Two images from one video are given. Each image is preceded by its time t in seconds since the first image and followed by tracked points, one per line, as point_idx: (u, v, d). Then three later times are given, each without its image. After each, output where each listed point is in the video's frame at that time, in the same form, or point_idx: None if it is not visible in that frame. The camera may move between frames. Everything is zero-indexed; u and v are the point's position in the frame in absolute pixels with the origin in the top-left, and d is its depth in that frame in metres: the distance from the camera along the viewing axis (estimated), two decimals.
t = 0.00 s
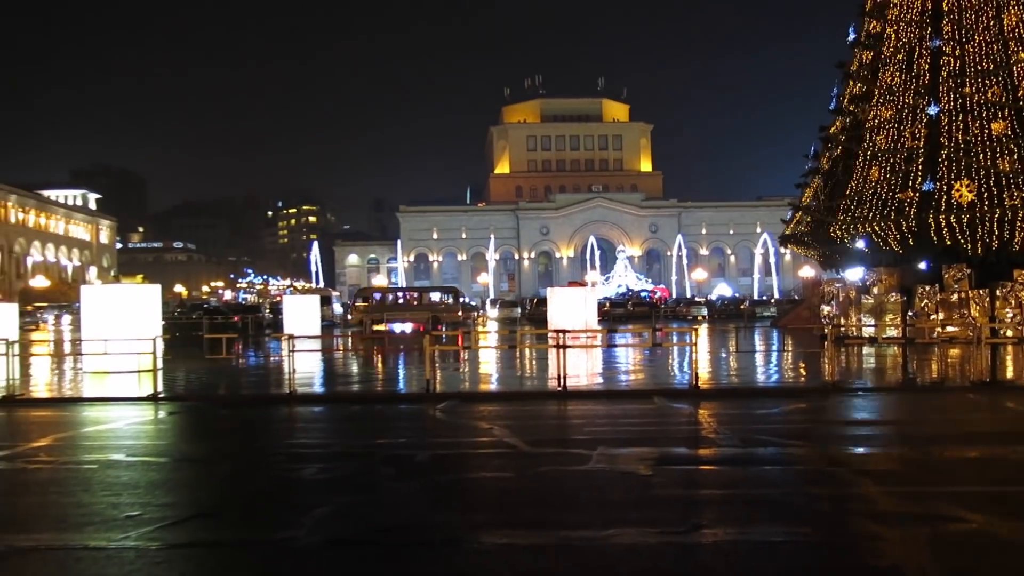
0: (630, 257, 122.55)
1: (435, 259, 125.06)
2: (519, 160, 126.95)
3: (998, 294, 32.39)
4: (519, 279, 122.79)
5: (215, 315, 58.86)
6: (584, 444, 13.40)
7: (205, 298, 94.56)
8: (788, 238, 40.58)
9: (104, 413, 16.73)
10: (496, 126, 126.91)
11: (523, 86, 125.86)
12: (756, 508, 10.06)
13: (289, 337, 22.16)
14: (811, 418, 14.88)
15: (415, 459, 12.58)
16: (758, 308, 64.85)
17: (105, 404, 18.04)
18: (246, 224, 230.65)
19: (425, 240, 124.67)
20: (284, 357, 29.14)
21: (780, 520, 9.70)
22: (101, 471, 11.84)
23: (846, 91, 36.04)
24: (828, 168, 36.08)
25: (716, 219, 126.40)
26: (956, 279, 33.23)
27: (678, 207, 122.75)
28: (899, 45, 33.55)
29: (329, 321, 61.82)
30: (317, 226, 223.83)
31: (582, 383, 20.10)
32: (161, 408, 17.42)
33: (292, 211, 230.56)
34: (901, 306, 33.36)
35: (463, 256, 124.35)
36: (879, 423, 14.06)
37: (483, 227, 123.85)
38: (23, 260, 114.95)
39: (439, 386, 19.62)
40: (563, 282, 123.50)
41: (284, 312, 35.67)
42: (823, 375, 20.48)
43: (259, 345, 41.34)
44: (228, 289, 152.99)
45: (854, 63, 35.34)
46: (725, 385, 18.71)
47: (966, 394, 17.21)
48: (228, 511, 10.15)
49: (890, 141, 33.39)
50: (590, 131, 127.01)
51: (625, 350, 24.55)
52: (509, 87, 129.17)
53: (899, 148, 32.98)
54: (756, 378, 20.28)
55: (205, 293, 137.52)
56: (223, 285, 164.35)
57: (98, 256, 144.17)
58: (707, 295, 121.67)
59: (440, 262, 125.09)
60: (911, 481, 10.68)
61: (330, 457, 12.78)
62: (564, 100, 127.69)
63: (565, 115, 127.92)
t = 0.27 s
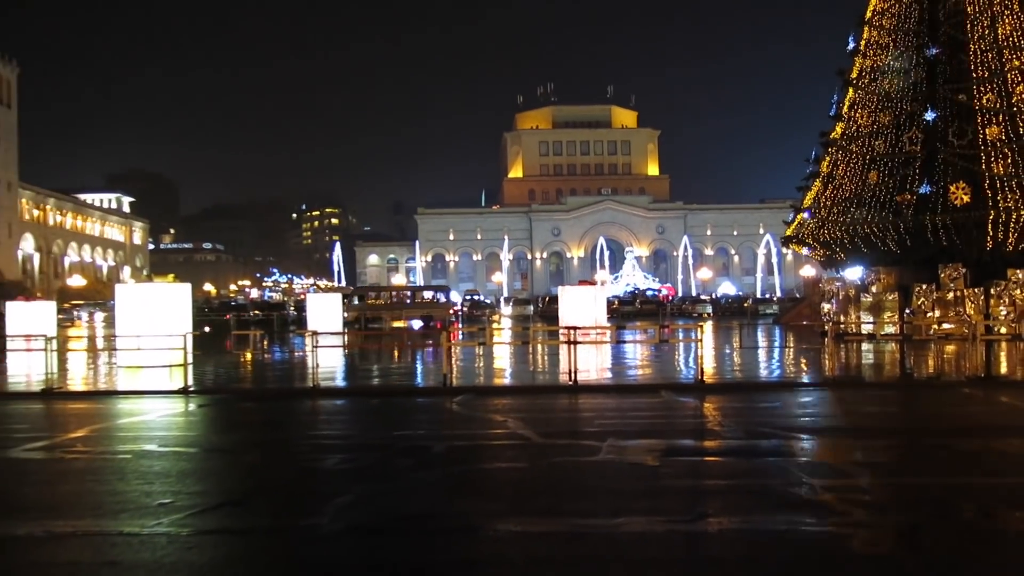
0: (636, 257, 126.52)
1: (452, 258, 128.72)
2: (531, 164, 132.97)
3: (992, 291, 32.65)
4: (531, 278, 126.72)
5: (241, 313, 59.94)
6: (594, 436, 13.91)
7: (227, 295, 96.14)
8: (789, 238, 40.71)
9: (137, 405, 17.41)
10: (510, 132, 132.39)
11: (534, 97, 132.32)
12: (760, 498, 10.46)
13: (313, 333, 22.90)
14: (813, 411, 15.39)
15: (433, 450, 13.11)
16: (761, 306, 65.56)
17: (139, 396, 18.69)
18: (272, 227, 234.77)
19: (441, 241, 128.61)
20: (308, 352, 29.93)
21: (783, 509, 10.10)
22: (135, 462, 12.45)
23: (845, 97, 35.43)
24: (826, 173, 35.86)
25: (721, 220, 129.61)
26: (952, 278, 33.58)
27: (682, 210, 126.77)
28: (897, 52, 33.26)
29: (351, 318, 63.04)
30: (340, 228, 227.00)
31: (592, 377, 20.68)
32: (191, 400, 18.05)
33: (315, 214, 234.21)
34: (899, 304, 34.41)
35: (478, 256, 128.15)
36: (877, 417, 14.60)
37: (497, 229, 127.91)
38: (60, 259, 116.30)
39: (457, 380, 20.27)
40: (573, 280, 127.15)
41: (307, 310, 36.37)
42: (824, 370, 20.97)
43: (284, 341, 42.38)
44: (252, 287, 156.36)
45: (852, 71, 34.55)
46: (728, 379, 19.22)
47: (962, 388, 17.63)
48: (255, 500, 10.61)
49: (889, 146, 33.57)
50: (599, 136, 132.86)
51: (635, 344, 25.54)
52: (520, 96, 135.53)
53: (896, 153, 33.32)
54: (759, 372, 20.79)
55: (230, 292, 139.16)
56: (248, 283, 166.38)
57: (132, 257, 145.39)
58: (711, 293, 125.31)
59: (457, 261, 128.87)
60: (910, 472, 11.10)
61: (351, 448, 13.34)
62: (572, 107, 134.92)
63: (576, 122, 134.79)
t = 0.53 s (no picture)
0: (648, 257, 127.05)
1: (470, 259, 129.45)
2: (547, 167, 133.94)
3: (997, 291, 34.11)
4: (547, 278, 127.97)
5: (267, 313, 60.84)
6: (608, 430, 14.30)
7: (254, 294, 97.38)
8: (799, 239, 40.95)
9: (168, 400, 17.99)
10: (525, 136, 133.07)
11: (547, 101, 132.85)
12: (770, 489, 10.74)
13: (336, 330, 23.45)
14: (819, 407, 15.73)
15: (451, 443, 13.55)
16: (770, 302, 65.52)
17: (171, 391, 19.23)
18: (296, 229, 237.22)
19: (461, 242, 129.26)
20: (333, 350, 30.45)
21: (792, 500, 10.33)
22: (167, 454, 13.02)
23: (853, 102, 35.59)
24: (834, 174, 35.62)
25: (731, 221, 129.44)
26: (957, 276, 34.79)
27: (693, 211, 127.07)
28: (902, 59, 33.25)
29: (374, 316, 63.84)
30: (363, 228, 229.38)
31: (606, 374, 21.04)
32: (221, 395, 18.60)
33: (338, 215, 236.40)
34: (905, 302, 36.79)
35: (496, 256, 128.74)
36: (882, 412, 14.97)
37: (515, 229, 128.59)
38: (96, 260, 117.99)
39: (475, 375, 20.75)
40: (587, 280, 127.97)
41: (331, 309, 36.92)
42: (831, 367, 21.25)
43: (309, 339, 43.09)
44: (278, 287, 158.87)
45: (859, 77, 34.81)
46: (739, 376, 19.55)
47: (966, 384, 17.90)
48: (281, 491, 11.05)
49: (894, 147, 32.94)
50: (611, 141, 132.71)
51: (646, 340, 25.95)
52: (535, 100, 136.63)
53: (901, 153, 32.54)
54: (768, 368, 21.13)
55: (257, 291, 140.63)
56: (274, 283, 168.05)
57: (164, 257, 147.09)
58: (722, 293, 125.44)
59: (475, 261, 129.54)
60: (914, 467, 11.37)
61: (374, 441, 13.81)
62: (586, 112, 134.32)
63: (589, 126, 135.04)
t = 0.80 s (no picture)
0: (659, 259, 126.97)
1: (483, 260, 129.82)
2: (558, 170, 134.06)
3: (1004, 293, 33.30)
4: (558, 279, 128.46)
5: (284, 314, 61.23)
6: (618, 429, 14.46)
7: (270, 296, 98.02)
8: (807, 240, 40.93)
9: (187, 399, 18.24)
10: (537, 140, 133.71)
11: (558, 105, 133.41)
12: (779, 488, 10.84)
13: (351, 329, 23.71)
14: (827, 406, 15.86)
15: (464, 441, 13.74)
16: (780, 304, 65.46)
17: (189, 391, 19.44)
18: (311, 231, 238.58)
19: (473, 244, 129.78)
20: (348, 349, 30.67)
21: (800, 498, 10.45)
22: (186, 451, 13.28)
23: (861, 104, 35.44)
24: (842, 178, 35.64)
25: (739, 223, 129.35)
26: (964, 279, 34.64)
27: (703, 213, 127.16)
28: (909, 62, 32.78)
29: (389, 317, 64.19)
30: (377, 229, 230.36)
31: (617, 373, 21.21)
32: (239, 394, 18.86)
33: (352, 216, 237.67)
34: (913, 303, 35.22)
35: (508, 257, 129.04)
36: (889, 413, 15.09)
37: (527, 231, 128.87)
38: (117, 261, 118.92)
39: (487, 373, 20.98)
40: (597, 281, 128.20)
41: (347, 310, 37.08)
42: (840, 366, 21.34)
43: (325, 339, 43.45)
44: (293, 286, 159.66)
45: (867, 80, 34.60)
46: (748, 375, 19.67)
47: (973, 384, 17.96)
48: (296, 489, 11.26)
49: (902, 150, 33.00)
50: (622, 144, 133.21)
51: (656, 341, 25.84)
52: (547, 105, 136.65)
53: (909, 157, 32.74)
54: (776, 368, 21.24)
55: (273, 292, 141.31)
56: (290, 284, 168.92)
57: (183, 258, 148.00)
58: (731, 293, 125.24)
59: (488, 263, 129.89)
60: (922, 467, 11.47)
61: (388, 439, 14.02)
62: (598, 115, 134.51)
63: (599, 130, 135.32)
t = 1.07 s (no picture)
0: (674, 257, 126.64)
1: (499, 258, 129.87)
2: (575, 169, 134.25)
3: None
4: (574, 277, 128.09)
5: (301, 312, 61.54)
6: (635, 427, 14.46)
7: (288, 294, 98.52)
8: (824, 239, 40.75)
9: (207, 395, 18.40)
10: (553, 138, 133.82)
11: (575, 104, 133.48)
12: (797, 487, 10.82)
13: (368, 327, 23.84)
14: (845, 406, 15.79)
15: (480, 439, 13.78)
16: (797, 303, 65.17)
17: (209, 387, 19.70)
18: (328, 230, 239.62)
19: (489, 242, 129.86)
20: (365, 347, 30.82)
21: (817, 498, 10.40)
22: (206, 447, 13.40)
23: (879, 103, 35.30)
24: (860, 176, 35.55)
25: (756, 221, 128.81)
26: (983, 278, 34.25)
27: (719, 212, 126.66)
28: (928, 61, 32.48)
29: (405, 315, 64.37)
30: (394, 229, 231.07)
31: (633, 372, 21.22)
32: (257, 391, 19.00)
33: (370, 215, 238.49)
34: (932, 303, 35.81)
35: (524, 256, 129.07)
36: (908, 413, 15.01)
37: (542, 230, 128.84)
38: (137, 259, 119.94)
39: (505, 372, 21.05)
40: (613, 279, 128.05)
41: (364, 309, 37.21)
42: (858, 366, 21.24)
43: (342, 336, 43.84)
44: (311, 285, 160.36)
45: (886, 79, 34.40)
46: (765, 374, 19.60)
47: (993, 384, 17.83)
48: (314, 485, 11.33)
49: (921, 150, 32.81)
50: (638, 143, 132.80)
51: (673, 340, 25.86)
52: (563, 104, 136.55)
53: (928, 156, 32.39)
54: (794, 367, 21.17)
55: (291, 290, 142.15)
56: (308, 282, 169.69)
57: (202, 256, 149.01)
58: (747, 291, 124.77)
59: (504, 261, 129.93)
60: (941, 467, 11.40)
61: (404, 437, 14.09)
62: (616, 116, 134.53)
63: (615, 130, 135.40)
